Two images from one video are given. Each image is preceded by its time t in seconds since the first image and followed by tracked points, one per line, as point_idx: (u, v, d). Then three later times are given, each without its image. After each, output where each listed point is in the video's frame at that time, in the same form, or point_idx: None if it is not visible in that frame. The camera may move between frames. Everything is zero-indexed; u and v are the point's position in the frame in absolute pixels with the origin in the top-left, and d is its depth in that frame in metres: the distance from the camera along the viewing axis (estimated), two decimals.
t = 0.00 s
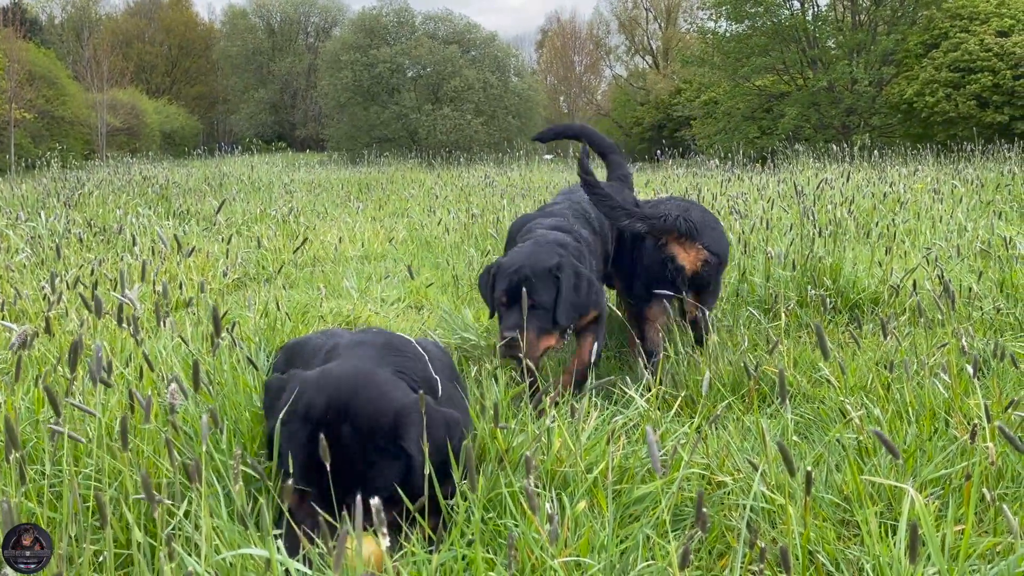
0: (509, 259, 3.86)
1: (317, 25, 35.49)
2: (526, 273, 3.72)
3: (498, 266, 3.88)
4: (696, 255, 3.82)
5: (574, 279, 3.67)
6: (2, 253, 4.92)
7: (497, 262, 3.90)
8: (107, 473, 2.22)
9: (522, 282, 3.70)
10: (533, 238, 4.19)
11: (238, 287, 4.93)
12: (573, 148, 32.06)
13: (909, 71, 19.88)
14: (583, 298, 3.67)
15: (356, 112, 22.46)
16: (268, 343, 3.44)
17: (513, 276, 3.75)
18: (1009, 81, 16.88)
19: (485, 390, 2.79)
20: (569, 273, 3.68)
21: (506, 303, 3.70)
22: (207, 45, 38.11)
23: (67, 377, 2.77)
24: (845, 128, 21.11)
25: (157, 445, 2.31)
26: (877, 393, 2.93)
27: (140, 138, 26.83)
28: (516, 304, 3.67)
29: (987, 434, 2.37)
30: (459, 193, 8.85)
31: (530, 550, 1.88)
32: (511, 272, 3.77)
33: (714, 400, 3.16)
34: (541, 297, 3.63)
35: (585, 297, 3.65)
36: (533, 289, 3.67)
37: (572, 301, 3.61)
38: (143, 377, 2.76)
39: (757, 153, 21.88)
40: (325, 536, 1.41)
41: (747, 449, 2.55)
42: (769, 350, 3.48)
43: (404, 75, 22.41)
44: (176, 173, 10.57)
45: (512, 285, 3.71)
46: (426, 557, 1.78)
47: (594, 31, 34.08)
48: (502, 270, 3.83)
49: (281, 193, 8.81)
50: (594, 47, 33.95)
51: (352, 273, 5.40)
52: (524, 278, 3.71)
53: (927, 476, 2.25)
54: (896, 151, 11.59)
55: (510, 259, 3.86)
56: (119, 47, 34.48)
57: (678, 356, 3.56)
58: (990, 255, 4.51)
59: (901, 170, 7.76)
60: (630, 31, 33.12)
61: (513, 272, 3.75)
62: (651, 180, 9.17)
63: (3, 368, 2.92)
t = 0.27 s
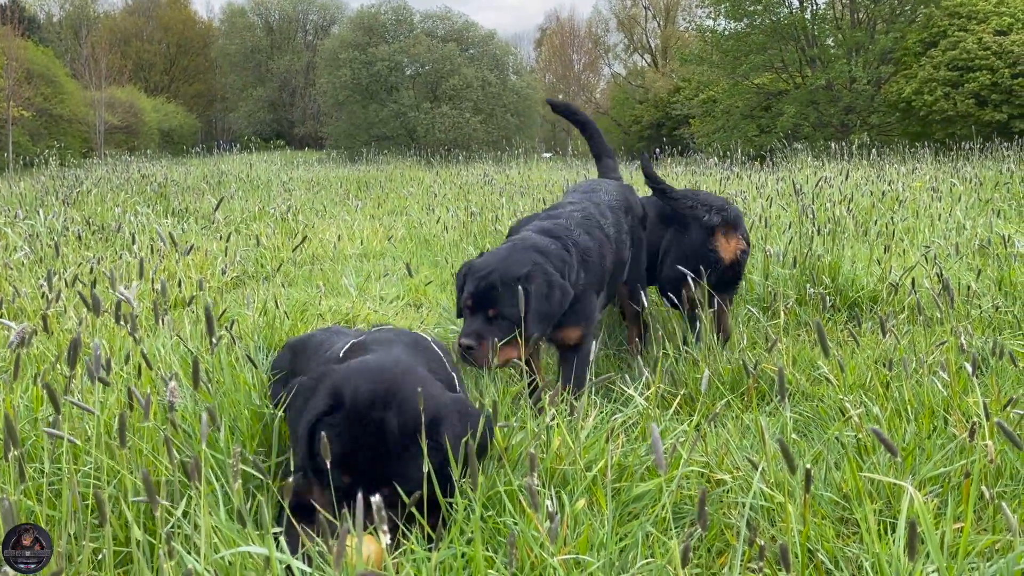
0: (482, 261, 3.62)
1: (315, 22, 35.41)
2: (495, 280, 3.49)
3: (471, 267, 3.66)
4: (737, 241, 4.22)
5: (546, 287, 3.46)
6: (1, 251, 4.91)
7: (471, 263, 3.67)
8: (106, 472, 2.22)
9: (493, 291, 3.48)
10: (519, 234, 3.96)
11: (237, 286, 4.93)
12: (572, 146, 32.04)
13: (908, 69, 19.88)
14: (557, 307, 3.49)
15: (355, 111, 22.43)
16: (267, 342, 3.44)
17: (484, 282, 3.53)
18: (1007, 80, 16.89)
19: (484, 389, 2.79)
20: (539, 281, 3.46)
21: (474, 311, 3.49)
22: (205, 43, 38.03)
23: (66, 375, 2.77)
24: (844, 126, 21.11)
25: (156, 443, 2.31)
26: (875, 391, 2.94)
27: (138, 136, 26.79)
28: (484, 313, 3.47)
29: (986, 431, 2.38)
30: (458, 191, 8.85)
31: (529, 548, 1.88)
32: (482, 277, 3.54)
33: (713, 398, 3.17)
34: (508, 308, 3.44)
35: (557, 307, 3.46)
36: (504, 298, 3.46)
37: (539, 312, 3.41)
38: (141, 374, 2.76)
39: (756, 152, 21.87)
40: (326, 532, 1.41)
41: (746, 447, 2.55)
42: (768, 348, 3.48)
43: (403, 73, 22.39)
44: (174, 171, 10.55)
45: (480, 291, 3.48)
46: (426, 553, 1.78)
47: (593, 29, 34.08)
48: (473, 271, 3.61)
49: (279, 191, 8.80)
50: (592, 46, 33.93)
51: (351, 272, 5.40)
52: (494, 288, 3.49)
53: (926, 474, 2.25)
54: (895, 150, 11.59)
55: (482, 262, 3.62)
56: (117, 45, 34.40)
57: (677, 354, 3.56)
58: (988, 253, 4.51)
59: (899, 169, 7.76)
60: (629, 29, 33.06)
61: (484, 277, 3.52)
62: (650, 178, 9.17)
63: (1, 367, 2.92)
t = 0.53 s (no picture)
0: (483, 224, 3.69)
1: (313, 20, 35.33)
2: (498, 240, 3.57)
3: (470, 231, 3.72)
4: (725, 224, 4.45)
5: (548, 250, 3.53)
6: None
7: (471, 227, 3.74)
8: (103, 469, 2.23)
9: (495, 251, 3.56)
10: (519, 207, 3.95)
11: (235, 284, 4.93)
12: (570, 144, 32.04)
13: (905, 67, 19.89)
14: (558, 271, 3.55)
15: (353, 109, 22.40)
16: (264, 340, 3.44)
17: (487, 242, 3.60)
18: (1005, 78, 16.90)
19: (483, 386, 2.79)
20: (542, 240, 3.54)
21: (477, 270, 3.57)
22: (203, 41, 37.95)
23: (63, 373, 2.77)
24: (842, 125, 21.12)
25: (154, 441, 2.31)
26: (873, 388, 2.94)
27: (135, 134, 26.73)
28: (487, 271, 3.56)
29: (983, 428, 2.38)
30: (456, 189, 8.85)
31: (527, 545, 1.88)
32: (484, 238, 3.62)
33: (711, 396, 3.17)
34: (513, 267, 3.52)
35: (561, 267, 3.54)
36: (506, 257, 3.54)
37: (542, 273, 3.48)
38: (138, 371, 2.76)
39: (754, 150, 21.88)
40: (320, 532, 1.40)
41: (744, 444, 2.55)
42: (766, 345, 3.49)
43: (401, 71, 22.36)
44: (172, 170, 10.53)
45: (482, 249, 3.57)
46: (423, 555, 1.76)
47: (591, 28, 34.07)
48: (475, 233, 3.68)
49: (277, 189, 8.79)
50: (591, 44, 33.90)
51: (349, 270, 5.40)
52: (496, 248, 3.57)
53: (923, 471, 2.25)
54: (893, 148, 11.59)
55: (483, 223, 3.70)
56: (115, 43, 34.32)
57: (675, 351, 3.57)
58: (985, 252, 4.52)
59: (897, 167, 7.77)
60: (627, 27, 33.00)
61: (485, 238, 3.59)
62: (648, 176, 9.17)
63: None
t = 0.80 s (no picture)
0: (492, 190, 3.68)
1: (310, 18, 35.23)
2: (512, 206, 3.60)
3: (476, 198, 3.69)
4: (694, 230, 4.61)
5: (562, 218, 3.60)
6: None
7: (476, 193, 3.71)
8: (99, 469, 2.22)
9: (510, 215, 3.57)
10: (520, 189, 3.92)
11: (232, 282, 4.92)
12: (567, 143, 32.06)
13: (902, 66, 19.91)
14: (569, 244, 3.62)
15: (350, 107, 22.38)
16: (260, 340, 3.43)
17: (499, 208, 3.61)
18: (1001, 77, 16.92)
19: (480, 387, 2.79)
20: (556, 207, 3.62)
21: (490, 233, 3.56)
22: (200, 40, 37.86)
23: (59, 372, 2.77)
24: (839, 124, 21.14)
25: (149, 441, 2.32)
26: (869, 387, 2.94)
27: (131, 133, 26.68)
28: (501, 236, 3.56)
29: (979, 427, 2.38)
30: (453, 188, 8.85)
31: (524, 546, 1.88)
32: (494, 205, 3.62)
33: (708, 394, 3.17)
34: (528, 232, 3.56)
35: (571, 234, 3.60)
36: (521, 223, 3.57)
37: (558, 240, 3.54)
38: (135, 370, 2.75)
39: (751, 149, 21.90)
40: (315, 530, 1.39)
41: (740, 443, 2.56)
42: (763, 344, 3.49)
43: (398, 70, 22.34)
44: (169, 168, 10.51)
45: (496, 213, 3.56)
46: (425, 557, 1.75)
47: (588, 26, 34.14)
48: (481, 199, 3.66)
49: (274, 188, 8.78)
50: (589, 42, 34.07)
51: (346, 268, 5.40)
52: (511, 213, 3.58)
53: (919, 469, 2.25)
54: (889, 146, 11.61)
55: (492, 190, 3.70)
56: (111, 42, 34.24)
57: (672, 350, 3.57)
58: (982, 251, 4.52)
59: (894, 166, 7.77)
60: (624, 26, 32.99)
61: (497, 202, 3.60)
62: (645, 175, 9.18)
63: None
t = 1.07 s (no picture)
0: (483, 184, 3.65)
1: (305, 16, 35.09)
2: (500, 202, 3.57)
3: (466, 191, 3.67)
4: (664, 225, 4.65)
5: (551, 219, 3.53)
6: None
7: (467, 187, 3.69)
8: (94, 468, 2.21)
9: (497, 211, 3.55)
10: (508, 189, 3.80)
11: (227, 281, 4.90)
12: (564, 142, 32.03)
13: (898, 65, 19.91)
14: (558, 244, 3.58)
15: (346, 105, 22.32)
16: (255, 339, 3.42)
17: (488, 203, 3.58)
18: (997, 76, 16.94)
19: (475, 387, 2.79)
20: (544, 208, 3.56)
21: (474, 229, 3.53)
22: (195, 38, 37.71)
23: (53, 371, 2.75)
24: (835, 122, 21.16)
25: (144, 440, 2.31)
26: (865, 386, 2.94)
27: (126, 131, 26.56)
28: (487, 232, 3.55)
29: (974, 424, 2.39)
30: (449, 186, 8.82)
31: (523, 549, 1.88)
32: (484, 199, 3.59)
33: (704, 393, 3.17)
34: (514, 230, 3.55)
35: (561, 234, 3.54)
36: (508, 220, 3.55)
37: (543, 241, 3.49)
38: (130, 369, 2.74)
39: (747, 147, 21.91)
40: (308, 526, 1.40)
41: (737, 441, 2.56)
42: (759, 343, 3.49)
43: (393, 68, 22.28)
44: (163, 166, 10.46)
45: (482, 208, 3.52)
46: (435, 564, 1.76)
47: (585, 24, 34.11)
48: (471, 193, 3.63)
49: (270, 186, 8.75)
50: (585, 39, 34.05)
51: (342, 267, 5.38)
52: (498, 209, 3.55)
53: (915, 467, 2.25)
54: (886, 145, 11.61)
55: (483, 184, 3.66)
56: (106, 39, 34.09)
57: (668, 348, 3.57)
58: (978, 249, 4.52)
59: (890, 164, 7.77)
60: (620, 24, 32.91)
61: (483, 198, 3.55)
62: (641, 173, 9.17)
63: None
